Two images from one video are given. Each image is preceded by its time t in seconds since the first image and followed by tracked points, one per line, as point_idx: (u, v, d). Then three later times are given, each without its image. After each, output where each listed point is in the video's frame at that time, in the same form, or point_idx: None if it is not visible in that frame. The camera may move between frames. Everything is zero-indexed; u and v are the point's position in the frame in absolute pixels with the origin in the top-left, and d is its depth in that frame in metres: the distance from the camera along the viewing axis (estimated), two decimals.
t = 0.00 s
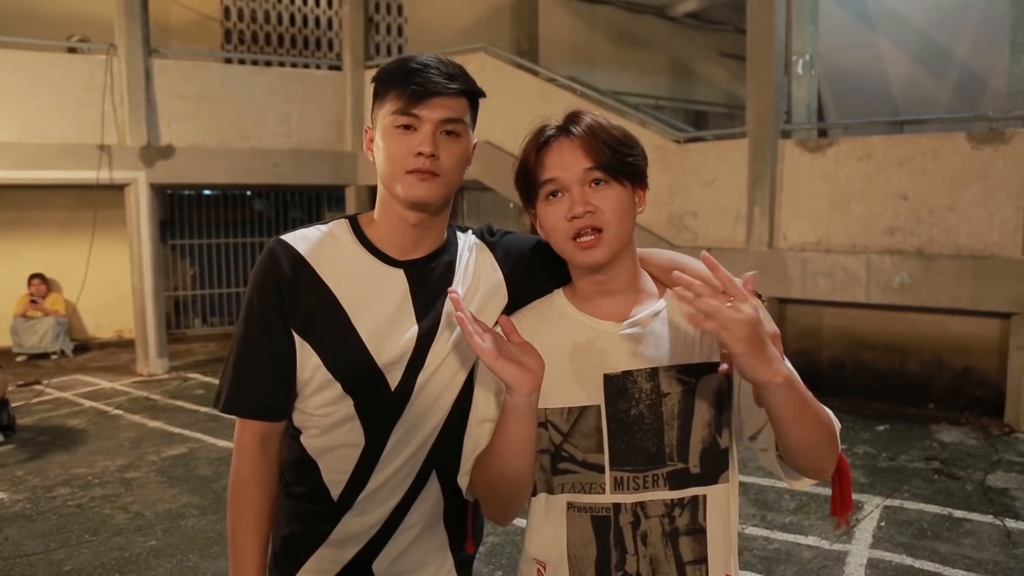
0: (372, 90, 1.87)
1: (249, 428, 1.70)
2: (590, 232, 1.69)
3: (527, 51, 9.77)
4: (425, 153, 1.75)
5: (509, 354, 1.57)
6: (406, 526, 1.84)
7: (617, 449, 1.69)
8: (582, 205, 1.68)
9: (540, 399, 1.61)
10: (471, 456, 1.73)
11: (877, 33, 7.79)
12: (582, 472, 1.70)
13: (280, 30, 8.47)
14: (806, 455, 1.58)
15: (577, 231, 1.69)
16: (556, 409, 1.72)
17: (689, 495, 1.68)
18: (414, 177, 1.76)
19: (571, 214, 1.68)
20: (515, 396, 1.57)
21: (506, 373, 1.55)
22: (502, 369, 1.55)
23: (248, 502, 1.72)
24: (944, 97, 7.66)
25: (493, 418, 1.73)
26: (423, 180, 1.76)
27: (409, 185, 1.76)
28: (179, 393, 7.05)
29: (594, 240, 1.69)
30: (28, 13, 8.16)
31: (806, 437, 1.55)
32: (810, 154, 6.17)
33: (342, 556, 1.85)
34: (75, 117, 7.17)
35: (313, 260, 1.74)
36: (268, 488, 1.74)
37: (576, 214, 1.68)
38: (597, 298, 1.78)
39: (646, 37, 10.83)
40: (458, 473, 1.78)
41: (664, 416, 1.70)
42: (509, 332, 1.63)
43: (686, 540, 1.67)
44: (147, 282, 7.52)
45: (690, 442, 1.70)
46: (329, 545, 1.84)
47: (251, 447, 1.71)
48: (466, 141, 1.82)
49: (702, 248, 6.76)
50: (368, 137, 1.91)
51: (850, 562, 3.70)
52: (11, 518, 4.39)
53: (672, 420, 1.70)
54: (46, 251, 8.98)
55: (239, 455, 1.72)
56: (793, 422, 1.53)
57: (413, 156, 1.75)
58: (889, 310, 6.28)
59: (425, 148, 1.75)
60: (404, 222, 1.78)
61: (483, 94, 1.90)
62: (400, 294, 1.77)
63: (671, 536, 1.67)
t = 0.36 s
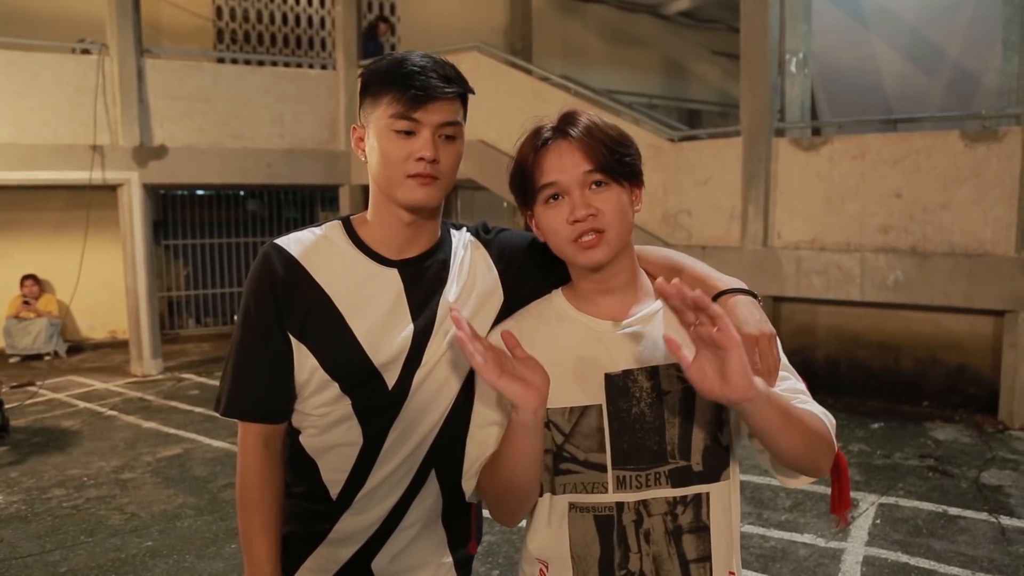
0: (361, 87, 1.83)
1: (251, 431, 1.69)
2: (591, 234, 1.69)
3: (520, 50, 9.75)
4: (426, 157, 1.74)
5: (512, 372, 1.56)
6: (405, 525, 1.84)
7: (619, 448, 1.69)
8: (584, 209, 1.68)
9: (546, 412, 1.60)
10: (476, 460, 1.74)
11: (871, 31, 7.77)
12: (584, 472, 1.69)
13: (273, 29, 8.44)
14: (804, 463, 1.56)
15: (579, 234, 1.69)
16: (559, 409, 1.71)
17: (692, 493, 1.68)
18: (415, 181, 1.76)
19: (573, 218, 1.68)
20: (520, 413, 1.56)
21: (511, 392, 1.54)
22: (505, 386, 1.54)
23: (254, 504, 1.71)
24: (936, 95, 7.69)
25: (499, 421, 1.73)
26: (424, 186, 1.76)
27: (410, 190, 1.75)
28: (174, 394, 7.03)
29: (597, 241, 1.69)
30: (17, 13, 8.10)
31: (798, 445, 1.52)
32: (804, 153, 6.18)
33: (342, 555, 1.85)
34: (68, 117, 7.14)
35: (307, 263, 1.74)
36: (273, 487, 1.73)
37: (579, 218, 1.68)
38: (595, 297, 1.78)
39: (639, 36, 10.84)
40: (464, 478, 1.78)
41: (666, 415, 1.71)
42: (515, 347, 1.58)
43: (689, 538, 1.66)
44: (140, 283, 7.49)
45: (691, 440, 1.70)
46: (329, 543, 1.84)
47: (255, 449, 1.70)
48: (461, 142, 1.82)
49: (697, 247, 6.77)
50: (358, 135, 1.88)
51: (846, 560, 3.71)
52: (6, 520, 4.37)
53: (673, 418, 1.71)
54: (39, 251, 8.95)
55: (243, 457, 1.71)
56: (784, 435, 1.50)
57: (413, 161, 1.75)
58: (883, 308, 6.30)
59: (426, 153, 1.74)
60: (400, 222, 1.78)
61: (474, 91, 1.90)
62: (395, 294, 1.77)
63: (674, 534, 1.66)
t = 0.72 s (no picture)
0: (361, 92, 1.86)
1: (249, 429, 1.69)
2: (586, 229, 1.69)
3: (517, 49, 9.74)
4: (416, 156, 1.75)
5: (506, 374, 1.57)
6: (405, 525, 1.84)
7: (619, 450, 1.69)
8: (580, 203, 1.68)
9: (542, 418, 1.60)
10: (474, 466, 1.77)
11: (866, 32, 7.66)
12: (585, 475, 1.69)
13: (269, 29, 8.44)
14: (800, 465, 1.57)
15: (574, 228, 1.69)
16: (558, 413, 1.71)
17: (691, 495, 1.68)
18: (406, 180, 1.76)
19: (569, 211, 1.68)
20: (517, 418, 1.57)
21: (508, 395, 1.55)
22: (504, 390, 1.54)
23: (249, 501, 1.71)
24: (933, 94, 7.69)
25: (496, 425, 1.76)
26: (415, 184, 1.75)
27: (401, 189, 1.76)
28: (171, 393, 7.03)
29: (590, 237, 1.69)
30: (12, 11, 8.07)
31: (794, 450, 1.54)
32: (800, 152, 6.19)
33: (343, 555, 1.85)
34: (64, 116, 7.12)
35: (308, 264, 1.74)
36: (268, 485, 1.73)
37: (574, 211, 1.68)
38: (591, 297, 1.78)
39: (636, 35, 10.84)
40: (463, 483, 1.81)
41: (665, 417, 1.71)
42: (510, 351, 1.61)
43: (688, 538, 1.66)
44: (137, 283, 7.48)
45: (690, 441, 1.71)
46: (330, 543, 1.84)
47: (251, 448, 1.70)
48: (457, 143, 1.82)
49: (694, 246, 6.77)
50: (359, 138, 1.90)
51: (843, 559, 3.72)
52: (3, 520, 4.36)
53: (672, 421, 1.71)
54: (36, 251, 8.93)
55: (239, 456, 1.71)
56: (780, 442, 1.51)
57: (404, 159, 1.75)
58: (880, 307, 6.30)
59: (416, 152, 1.75)
60: (397, 222, 1.78)
61: (474, 94, 1.90)
62: (395, 295, 1.76)
63: (674, 535, 1.66)
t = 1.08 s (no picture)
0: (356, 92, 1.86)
1: (251, 429, 1.70)
2: (585, 225, 1.70)
3: (516, 48, 9.74)
4: (411, 153, 1.75)
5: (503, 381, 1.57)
6: (403, 523, 1.84)
7: (616, 450, 1.70)
8: (581, 198, 1.68)
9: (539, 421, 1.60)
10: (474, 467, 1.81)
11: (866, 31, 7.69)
12: (582, 475, 1.70)
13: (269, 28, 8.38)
14: (780, 468, 1.56)
15: (574, 223, 1.69)
16: (555, 413, 1.72)
17: (688, 494, 1.68)
18: (402, 178, 1.76)
19: (570, 206, 1.68)
20: (512, 424, 1.56)
21: (500, 402, 1.53)
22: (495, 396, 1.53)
23: (251, 500, 1.71)
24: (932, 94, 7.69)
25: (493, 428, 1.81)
26: (411, 181, 1.76)
27: (397, 186, 1.76)
28: (170, 392, 7.03)
29: (589, 233, 1.69)
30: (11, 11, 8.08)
31: (771, 452, 1.53)
32: (800, 152, 6.19)
33: (341, 553, 1.85)
34: (64, 115, 7.12)
35: (307, 264, 1.74)
36: (270, 484, 1.73)
37: (575, 206, 1.68)
38: (588, 296, 1.79)
39: (636, 34, 10.84)
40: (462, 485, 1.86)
41: (661, 417, 1.72)
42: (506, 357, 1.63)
43: (686, 538, 1.65)
44: (137, 282, 7.48)
45: (687, 440, 1.71)
46: (329, 541, 1.84)
47: (253, 447, 1.71)
48: (453, 140, 1.82)
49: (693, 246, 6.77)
50: (356, 137, 1.90)
51: (842, 558, 3.72)
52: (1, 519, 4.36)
53: (669, 421, 1.72)
54: (35, 250, 8.94)
55: (241, 456, 1.71)
56: (755, 444, 1.51)
57: (400, 157, 1.75)
58: (879, 307, 6.31)
59: (412, 149, 1.75)
60: (395, 221, 1.78)
61: (470, 92, 1.89)
62: (393, 294, 1.77)
63: (671, 534, 1.66)
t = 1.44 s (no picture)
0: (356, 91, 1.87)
1: (250, 426, 1.70)
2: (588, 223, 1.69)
3: (516, 47, 9.74)
4: (410, 150, 1.75)
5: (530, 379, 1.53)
6: (403, 521, 1.85)
7: (619, 448, 1.70)
8: (584, 197, 1.68)
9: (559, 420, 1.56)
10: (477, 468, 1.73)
11: (866, 28, 7.69)
12: (584, 473, 1.69)
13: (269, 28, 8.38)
14: (734, 464, 1.55)
15: (577, 222, 1.69)
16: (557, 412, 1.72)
17: (688, 490, 1.69)
18: (400, 174, 1.76)
19: (573, 205, 1.69)
20: (535, 424, 1.52)
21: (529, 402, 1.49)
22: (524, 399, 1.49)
23: (251, 497, 1.71)
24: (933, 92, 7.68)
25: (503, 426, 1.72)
26: (409, 177, 1.75)
27: (396, 183, 1.76)
28: (171, 392, 7.03)
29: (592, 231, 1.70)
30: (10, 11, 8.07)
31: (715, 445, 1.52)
32: (800, 150, 6.19)
33: (340, 551, 1.85)
34: (64, 115, 7.13)
35: (307, 261, 1.74)
36: (269, 481, 1.73)
37: (578, 204, 1.68)
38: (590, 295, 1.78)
39: (636, 33, 10.83)
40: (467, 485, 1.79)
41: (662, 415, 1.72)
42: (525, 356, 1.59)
43: (686, 534, 1.67)
44: (137, 282, 7.49)
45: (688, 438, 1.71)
46: (327, 539, 1.84)
47: (252, 444, 1.71)
48: (452, 137, 1.82)
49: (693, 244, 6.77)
50: (356, 136, 1.91)
51: (841, 557, 3.72)
52: (3, 518, 4.37)
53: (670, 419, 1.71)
54: (36, 250, 8.95)
55: (240, 453, 1.71)
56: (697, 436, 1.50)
57: (399, 154, 1.75)
58: (880, 306, 6.30)
59: (410, 145, 1.75)
60: (395, 218, 1.78)
61: (470, 90, 1.89)
62: (393, 292, 1.77)
63: (672, 531, 1.67)
